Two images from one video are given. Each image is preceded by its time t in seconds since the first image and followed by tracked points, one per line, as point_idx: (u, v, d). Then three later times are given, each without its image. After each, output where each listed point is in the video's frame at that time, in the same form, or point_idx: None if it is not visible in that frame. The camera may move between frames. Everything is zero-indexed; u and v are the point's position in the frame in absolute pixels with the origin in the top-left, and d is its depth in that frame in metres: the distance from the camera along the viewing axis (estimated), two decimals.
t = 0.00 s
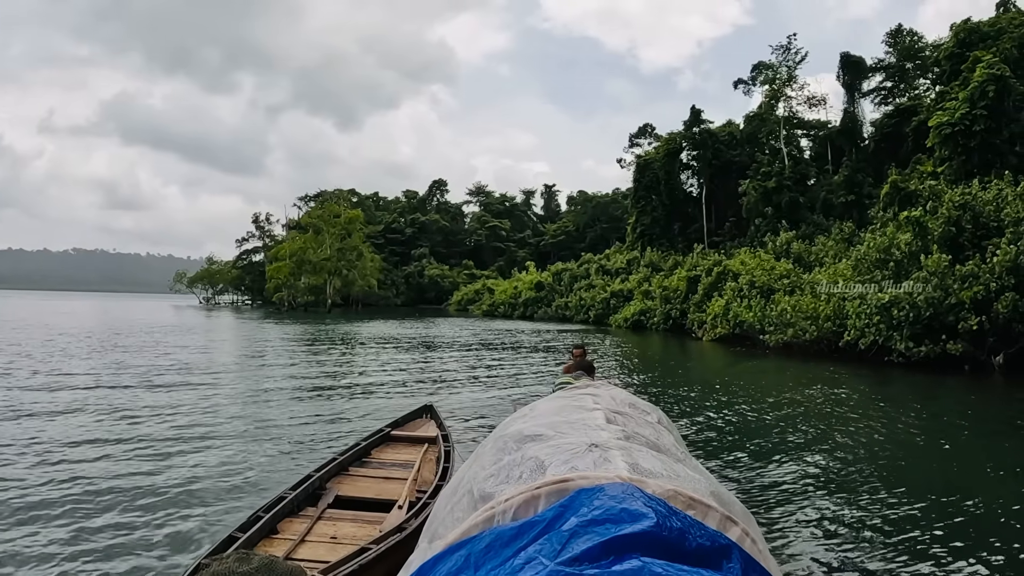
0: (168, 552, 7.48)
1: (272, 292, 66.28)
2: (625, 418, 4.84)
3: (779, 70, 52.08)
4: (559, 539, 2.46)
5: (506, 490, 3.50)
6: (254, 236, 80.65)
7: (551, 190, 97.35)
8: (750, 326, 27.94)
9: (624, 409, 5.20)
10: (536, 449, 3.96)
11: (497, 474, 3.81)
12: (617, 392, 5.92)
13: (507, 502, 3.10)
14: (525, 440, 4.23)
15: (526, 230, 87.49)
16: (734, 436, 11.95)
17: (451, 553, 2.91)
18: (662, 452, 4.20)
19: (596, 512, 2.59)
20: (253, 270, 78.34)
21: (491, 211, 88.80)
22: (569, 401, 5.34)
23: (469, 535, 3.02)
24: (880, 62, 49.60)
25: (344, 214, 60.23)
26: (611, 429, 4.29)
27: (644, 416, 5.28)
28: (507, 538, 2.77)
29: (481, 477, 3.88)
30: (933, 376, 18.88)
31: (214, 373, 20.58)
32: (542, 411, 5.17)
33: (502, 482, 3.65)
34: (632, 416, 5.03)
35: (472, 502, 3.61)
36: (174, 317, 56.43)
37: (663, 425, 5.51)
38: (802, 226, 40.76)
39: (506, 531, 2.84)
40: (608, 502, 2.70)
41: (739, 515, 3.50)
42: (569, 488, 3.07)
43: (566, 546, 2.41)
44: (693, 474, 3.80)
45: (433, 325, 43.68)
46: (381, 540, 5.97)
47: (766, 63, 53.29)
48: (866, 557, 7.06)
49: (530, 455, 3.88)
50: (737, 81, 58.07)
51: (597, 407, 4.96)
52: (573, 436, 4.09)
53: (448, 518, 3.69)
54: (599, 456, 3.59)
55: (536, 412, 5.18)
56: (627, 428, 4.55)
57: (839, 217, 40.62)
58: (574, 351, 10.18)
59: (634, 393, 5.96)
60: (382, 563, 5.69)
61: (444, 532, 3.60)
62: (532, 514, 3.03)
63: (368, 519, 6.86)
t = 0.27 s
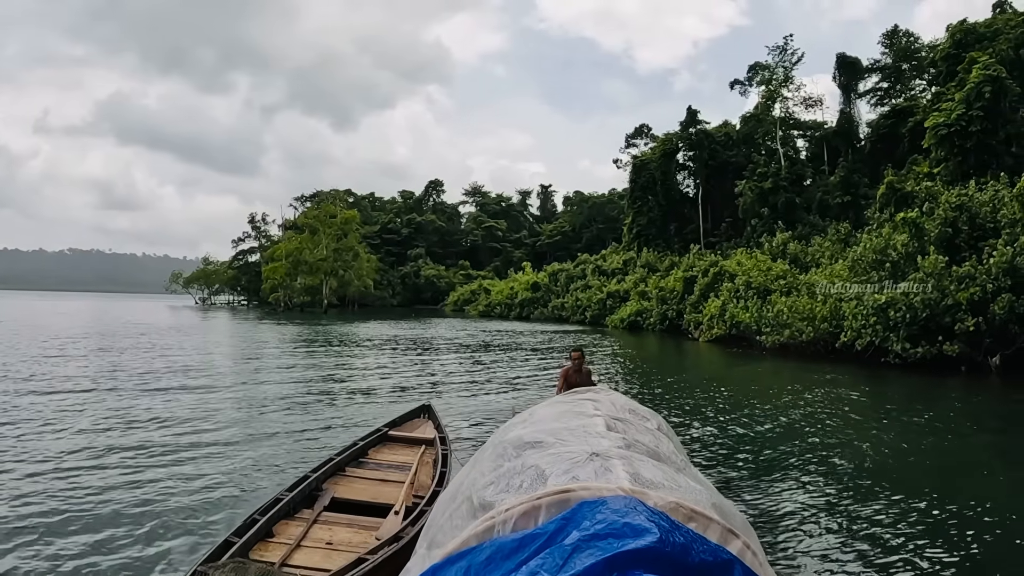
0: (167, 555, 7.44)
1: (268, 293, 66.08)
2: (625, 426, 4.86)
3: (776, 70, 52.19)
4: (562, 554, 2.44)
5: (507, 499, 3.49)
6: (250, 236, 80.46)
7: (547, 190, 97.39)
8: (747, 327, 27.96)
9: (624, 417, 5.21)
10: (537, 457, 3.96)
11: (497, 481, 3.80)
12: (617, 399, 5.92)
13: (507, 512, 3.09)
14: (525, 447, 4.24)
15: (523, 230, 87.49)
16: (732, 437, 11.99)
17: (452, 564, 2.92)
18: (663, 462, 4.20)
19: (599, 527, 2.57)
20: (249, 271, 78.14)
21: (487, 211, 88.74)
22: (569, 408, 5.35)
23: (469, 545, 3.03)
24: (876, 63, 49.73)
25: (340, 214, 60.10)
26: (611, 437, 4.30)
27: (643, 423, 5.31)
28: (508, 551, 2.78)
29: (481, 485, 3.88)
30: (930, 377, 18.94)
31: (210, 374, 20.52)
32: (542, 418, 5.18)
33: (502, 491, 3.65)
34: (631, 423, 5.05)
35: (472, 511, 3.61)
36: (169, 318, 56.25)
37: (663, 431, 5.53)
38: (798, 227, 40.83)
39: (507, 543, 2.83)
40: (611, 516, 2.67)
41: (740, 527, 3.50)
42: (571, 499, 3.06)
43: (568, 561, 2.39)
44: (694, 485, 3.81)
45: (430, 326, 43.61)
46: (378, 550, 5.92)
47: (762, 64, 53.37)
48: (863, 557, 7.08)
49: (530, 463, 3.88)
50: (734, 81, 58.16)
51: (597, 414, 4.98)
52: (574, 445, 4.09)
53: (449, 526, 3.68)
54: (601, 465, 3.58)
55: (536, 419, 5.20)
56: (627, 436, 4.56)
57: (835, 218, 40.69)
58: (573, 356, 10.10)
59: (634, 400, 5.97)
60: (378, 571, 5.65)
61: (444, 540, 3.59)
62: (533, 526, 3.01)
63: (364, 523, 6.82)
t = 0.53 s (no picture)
0: (164, 559, 7.42)
1: (263, 294, 65.85)
2: (625, 438, 4.91)
3: (772, 72, 52.28)
4: None
5: (507, 516, 3.58)
6: (245, 237, 80.21)
7: (544, 192, 97.40)
8: (743, 329, 27.94)
9: (624, 428, 5.27)
10: (537, 473, 4.05)
11: (497, 497, 3.89)
12: (618, 409, 5.98)
13: (506, 533, 3.23)
14: (525, 461, 4.33)
15: (519, 231, 87.43)
16: (729, 439, 12.05)
17: None
18: (664, 477, 4.27)
19: (601, 555, 2.62)
20: (245, 271, 77.88)
21: (484, 212, 88.67)
22: (569, 418, 5.41)
23: (467, 565, 3.19)
24: (873, 65, 49.86)
25: (336, 214, 59.95)
26: (612, 451, 4.37)
27: (644, 435, 5.35)
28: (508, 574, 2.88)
29: (482, 499, 3.97)
30: (926, 380, 18.99)
31: (206, 376, 20.45)
32: (542, 428, 5.24)
33: (502, 507, 3.73)
34: (632, 435, 5.10)
35: (472, 526, 3.70)
36: (163, 318, 55.97)
37: (662, 443, 5.59)
38: (794, 229, 40.90)
39: (507, 565, 2.94)
40: (613, 544, 2.72)
41: (741, 548, 3.57)
42: (571, 523, 3.18)
43: None
44: (695, 504, 3.88)
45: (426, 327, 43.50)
46: (371, 562, 5.86)
47: (759, 66, 53.45)
48: (858, 557, 7.15)
49: (530, 479, 3.96)
50: (730, 83, 58.25)
51: (597, 425, 5.03)
52: (574, 460, 4.17)
53: (448, 540, 3.79)
54: (602, 484, 3.68)
55: (535, 428, 5.25)
56: (627, 449, 4.63)
57: (831, 220, 40.73)
58: (571, 358, 10.03)
59: (634, 410, 6.03)
60: None
61: (444, 555, 3.69)
62: (532, 548, 3.15)
63: (358, 533, 6.76)
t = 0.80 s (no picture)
0: (156, 558, 7.39)
1: (259, 294, 65.69)
2: (616, 441, 4.90)
3: (768, 71, 52.37)
4: None
5: (493, 521, 3.58)
6: (241, 236, 80.01)
7: (540, 191, 97.43)
8: (739, 328, 27.99)
9: (616, 430, 5.27)
10: (525, 477, 4.04)
11: (484, 502, 3.89)
12: (610, 410, 5.97)
13: (490, 539, 3.23)
14: (514, 464, 4.32)
15: (515, 231, 87.42)
16: (723, 438, 12.07)
17: None
18: (653, 481, 4.26)
19: (582, 564, 2.64)
20: (241, 271, 77.70)
21: (480, 212, 88.62)
22: (560, 420, 5.40)
23: (451, 570, 3.18)
24: (868, 65, 49.99)
25: (332, 214, 59.82)
26: (601, 455, 4.37)
27: (636, 437, 5.34)
28: None
29: (469, 504, 3.97)
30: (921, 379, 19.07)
31: (201, 376, 20.39)
32: (534, 430, 5.23)
33: (489, 512, 3.73)
34: (623, 438, 5.09)
35: (458, 531, 3.71)
36: (158, 318, 55.79)
37: (655, 446, 5.58)
38: (790, 228, 41.00)
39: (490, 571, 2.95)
40: (594, 553, 2.73)
41: (727, 554, 3.57)
42: (555, 528, 3.18)
43: None
44: (684, 509, 3.88)
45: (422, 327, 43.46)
46: (361, 563, 5.84)
47: (754, 65, 53.53)
48: (848, 556, 7.17)
49: (517, 484, 3.95)
50: (726, 82, 58.35)
51: (588, 428, 5.02)
52: (563, 464, 4.17)
53: (435, 544, 3.79)
54: (588, 489, 3.68)
55: (527, 431, 5.23)
56: (618, 452, 4.62)
57: (827, 219, 40.83)
58: (567, 359, 10.03)
59: (626, 411, 6.03)
60: None
61: (430, 559, 3.69)
62: (515, 554, 3.15)
63: (350, 535, 6.73)
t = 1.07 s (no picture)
0: (152, 557, 7.37)
1: (255, 293, 65.53)
2: (612, 439, 4.89)
3: (764, 71, 52.44)
4: None
5: (487, 520, 3.57)
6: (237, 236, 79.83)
7: (536, 191, 97.44)
8: (735, 328, 28.02)
9: (612, 429, 5.26)
10: (519, 475, 4.03)
11: (478, 501, 3.89)
12: (607, 409, 5.98)
13: (484, 537, 3.23)
14: (509, 463, 4.32)
15: (511, 230, 87.40)
16: (719, 437, 12.09)
17: None
18: (649, 480, 4.25)
19: (572, 562, 2.65)
20: (237, 271, 77.53)
21: (476, 212, 88.58)
22: (556, 418, 5.40)
23: (445, 569, 3.16)
24: (865, 65, 50.09)
25: (328, 214, 59.70)
26: (597, 453, 4.35)
27: (633, 435, 5.34)
28: None
29: (462, 504, 3.96)
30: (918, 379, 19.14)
31: (197, 376, 20.34)
32: (530, 429, 5.22)
33: (482, 511, 3.72)
34: (620, 436, 5.09)
35: (452, 530, 3.70)
36: (155, 318, 55.64)
37: (651, 444, 5.59)
38: (786, 228, 41.09)
39: (482, 569, 2.94)
40: (585, 550, 2.75)
41: (721, 552, 3.55)
42: (547, 527, 3.18)
43: None
44: (678, 507, 3.86)
45: (418, 327, 43.39)
46: (357, 559, 5.83)
47: (751, 65, 53.58)
48: (843, 555, 7.19)
49: (511, 483, 3.95)
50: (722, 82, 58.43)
51: (585, 426, 5.02)
52: (558, 462, 4.16)
53: (430, 543, 3.78)
54: (583, 488, 3.67)
55: (524, 430, 5.22)
56: (614, 450, 4.61)
57: (823, 219, 40.90)
58: (567, 359, 10.05)
59: (623, 410, 6.03)
60: None
61: (425, 558, 3.68)
62: (508, 552, 3.15)
63: (346, 534, 6.71)
